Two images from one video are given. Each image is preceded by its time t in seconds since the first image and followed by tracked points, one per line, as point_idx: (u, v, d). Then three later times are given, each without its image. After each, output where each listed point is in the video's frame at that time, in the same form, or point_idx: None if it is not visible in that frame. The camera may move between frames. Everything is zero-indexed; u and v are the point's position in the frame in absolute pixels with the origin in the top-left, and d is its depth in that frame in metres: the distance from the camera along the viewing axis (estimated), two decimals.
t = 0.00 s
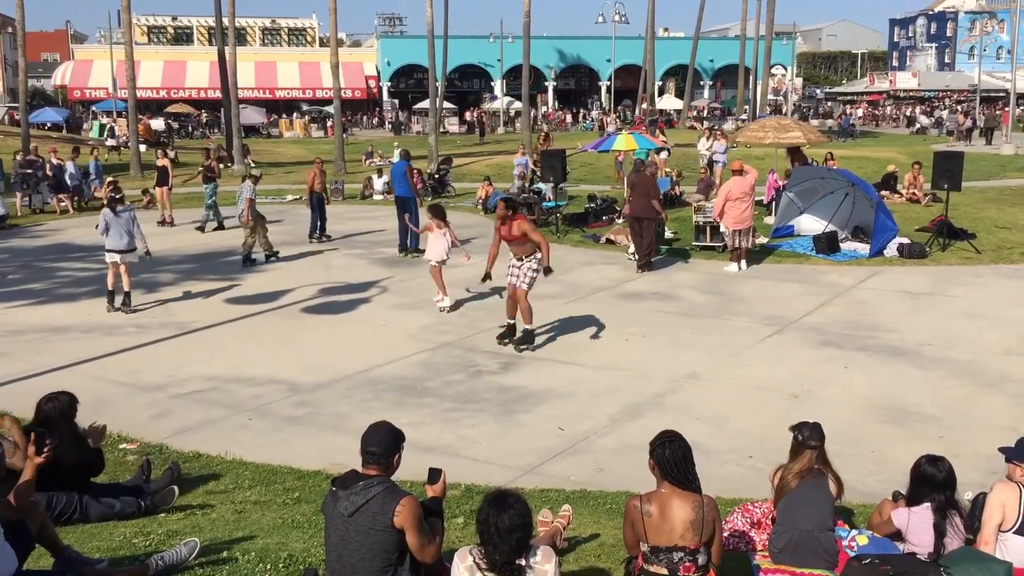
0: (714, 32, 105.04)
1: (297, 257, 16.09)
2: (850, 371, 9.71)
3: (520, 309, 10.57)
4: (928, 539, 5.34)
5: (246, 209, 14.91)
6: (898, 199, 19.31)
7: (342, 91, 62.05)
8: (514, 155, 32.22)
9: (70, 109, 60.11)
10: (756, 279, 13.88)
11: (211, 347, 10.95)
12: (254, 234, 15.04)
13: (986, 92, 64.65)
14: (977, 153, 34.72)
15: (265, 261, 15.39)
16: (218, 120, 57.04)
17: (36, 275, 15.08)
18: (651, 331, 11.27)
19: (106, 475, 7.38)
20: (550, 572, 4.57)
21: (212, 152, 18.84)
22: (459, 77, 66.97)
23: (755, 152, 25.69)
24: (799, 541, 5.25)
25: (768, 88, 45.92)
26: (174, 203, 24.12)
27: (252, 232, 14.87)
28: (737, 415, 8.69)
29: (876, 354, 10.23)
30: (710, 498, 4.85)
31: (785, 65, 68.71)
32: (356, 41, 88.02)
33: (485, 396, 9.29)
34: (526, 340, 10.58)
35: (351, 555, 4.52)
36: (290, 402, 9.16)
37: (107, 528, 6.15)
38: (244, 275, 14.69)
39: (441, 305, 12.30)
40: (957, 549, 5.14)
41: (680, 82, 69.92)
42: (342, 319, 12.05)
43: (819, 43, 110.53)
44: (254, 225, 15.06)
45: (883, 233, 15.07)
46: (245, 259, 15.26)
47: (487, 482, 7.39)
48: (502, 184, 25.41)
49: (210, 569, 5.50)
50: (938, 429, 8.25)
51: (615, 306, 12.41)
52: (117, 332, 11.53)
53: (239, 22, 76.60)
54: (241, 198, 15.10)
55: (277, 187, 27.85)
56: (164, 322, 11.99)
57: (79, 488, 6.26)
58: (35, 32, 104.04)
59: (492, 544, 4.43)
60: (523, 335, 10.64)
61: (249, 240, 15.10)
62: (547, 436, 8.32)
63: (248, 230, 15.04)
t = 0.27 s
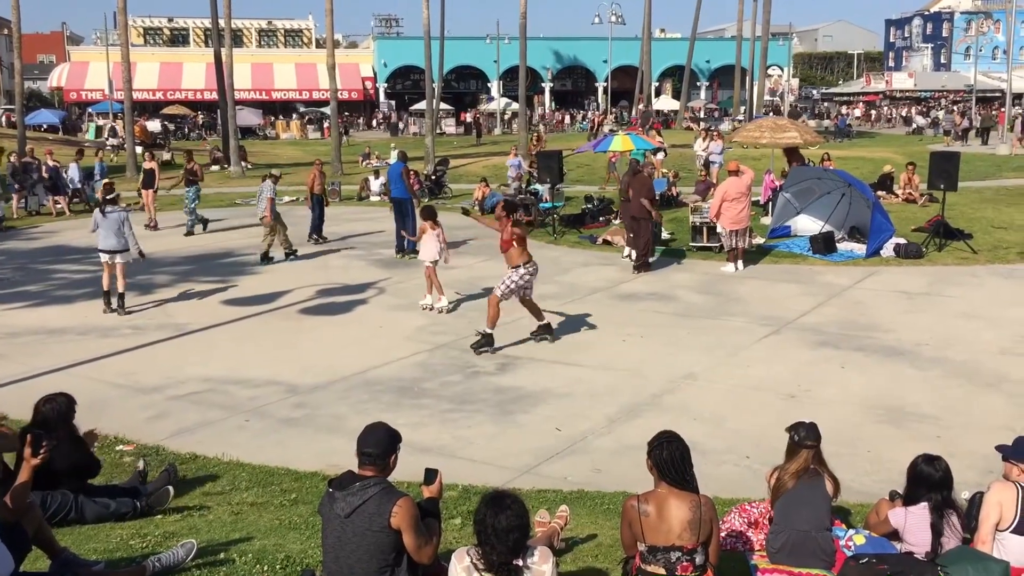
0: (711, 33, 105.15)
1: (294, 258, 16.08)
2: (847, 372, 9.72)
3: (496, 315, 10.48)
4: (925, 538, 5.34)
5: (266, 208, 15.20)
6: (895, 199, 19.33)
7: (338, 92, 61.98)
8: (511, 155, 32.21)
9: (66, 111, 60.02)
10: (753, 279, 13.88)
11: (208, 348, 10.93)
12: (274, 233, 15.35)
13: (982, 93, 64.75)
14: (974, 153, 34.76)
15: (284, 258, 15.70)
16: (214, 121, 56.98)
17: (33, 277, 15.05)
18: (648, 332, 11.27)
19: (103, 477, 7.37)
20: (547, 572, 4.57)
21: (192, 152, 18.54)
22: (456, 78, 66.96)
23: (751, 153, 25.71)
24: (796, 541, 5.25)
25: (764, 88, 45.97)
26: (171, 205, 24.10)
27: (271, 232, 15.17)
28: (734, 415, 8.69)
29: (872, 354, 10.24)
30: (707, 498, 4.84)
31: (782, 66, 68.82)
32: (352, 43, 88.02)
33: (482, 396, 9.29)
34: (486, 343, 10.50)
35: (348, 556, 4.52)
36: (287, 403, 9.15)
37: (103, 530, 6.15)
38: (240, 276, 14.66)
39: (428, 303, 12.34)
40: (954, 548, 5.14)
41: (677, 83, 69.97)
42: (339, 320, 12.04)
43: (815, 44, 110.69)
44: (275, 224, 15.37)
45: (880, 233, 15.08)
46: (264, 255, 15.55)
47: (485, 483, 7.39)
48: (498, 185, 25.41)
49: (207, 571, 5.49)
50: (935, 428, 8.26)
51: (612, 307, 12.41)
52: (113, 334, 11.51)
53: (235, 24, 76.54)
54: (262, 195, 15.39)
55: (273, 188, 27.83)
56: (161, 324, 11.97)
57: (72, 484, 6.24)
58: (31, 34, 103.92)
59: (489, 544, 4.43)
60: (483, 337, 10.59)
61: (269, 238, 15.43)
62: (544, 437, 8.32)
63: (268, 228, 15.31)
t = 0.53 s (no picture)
0: (708, 33, 105.24)
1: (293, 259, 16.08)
2: (846, 372, 9.73)
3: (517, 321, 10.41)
4: (923, 538, 5.33)
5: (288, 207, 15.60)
6: (892, 199, 19.35)
7: (336, 93, 61.95)
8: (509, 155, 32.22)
9: (64, 112, 60.00)
10: (751, 280, 13.89)
11: (206, 349, 10.93)
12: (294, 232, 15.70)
13: (979, 93, 64.82)
14: (971, 153, 34.80)
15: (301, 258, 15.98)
16: (212, 122, 56.94)
17: (31, 279, 15.05)
18: (647, 332, 11.27)
19: (101, 479, 7.36)
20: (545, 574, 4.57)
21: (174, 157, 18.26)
22: (453, 79, 66.99)
23: (749, 153, 25.74)
24: (794, 541, 5.27)
25: (761, 89, 46.03)
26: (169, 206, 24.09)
27: (290, 231, 15.50)
28: (733, 416, 8.70)
29: (871, 354, 10.25)
30: (706, 499, 4.84)
31: (779, 67, 68.91)
32: (350, 44, 88.05)
33: (481, 397, 9.29)
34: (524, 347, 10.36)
35: (347, 558, 4.52)
36: (285, 404, 9.15)
37: (102, 532, 6.14)
38: (239, 278, 14.66)
39: (415, 302, 12.44)
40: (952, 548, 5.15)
41: (674, 84, 70.03)
42: (337, 321, 12.05)
43: (813, 45, 110.85)
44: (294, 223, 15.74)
45: (877, 233, 15.09)
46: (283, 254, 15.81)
47: (484, 484, 7.40)
48: (496, 186, 25.42)
49: (206, 573, 5.49)
50: (933, 428, 8.27)
51: (611, 308, 12.41)
52: (111, 335, 11.50)
53: (232, 25, 76.54)
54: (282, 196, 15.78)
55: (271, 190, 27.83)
56: (159, 325, 11.97)
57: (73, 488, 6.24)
58: (29, 36, 103.90)
59: (488, 546, 4.43)
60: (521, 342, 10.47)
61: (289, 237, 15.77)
62: (542, 438, 8.32)
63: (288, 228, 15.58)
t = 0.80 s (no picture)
0: (708, 31, 105.28)
1: (293, 258, 16.08)
2: (846, 370, 9.72)
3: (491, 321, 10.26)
4: (923, 536, 5.35)
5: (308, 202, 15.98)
6: (892, 197, 19.34)
7: (336, 92, 61.89)
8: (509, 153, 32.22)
9: (63, 112, 59.98)
10: (750, 278, 13.90)
11: (206, 348, 10.93)
12: (314, 227, 15.95)
13: (979, 91, 64.78)
14: (971, 151, 34.81)
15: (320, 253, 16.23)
16: (211, 121, 56.92)
17: (31, 278, 15.05)
18: (646, 331, 11.28)
19: (101, 478, 7.36)
20: (546, 572, 4.57)
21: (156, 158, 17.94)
22: (453, 78, 66.97)
23: (749, 151, 25.75)
24: (794, 539, 5.26)
25: (760, 88, 46.01)
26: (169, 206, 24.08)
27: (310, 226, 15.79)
28: (733, 414, 8.70)
29: (870, 353, 10.25)
30: (706, 497, 4.84)
31: (779, 65, 68.88)
32: (349, 43, 88.03)
33: (481, 396, 9.29)
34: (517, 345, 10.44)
35: (347, 556, 4.52)
36: (285, 403, 9.15)
37: (102, 531, 6.14)
38: (238, 276, 14.66)
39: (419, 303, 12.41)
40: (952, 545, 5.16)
41: (674, 82, 70.02)
42: (337, 320, 12.05)
43: (812, 43, 110.91)
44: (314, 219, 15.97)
45: (877, 232, 15.07)
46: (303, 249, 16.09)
47: (484, 483, 7.40)
48: (496, 184, 25.42)
49: (206, 571, 5.49)
50: (933, 426, 8.27)
51: (610, 306, 12.41)
52: (111, 335, 11.50)
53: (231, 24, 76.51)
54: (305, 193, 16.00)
55: (271, 188, 27.83)
56: (159, 324, 11.97)
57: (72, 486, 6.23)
58: (28, 35, 103.88)
59: (488, 544, 4.43)
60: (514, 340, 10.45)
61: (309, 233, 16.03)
62: (542, 437, 8.32)
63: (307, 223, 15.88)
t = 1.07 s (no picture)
0: (708, 28, 105.26)
1: (293, 257, 16.07)
2: (846, 368, 9.72)
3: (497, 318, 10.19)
4: (925, 534, 5.36)
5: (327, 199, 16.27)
6: (892, 195, 19.33)
7: (336, 90, 61.87)
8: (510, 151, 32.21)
9: (63, 110, 59.95)
10: (750, 276, 13.90)
11: (206, 347, 10.93)
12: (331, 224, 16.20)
13: (979, 88, 64.76)
14: (970, 149, 34.82)
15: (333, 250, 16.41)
16: (212, 119, 56.89)
17: (31, 276, 15.05)
18: (646, 329, 11.28)
19: (102, 477, 7.37)
20: (546, 571, 4.56)
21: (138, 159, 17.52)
22: (453, 76, 66.96)
23: (750, 149, 25.74)
24: (794, 538, 5.26)
25: (760, 85, 46.00)
26: (169, 204, 24.08)
27: (327, 223, 16.06)
28: (733, 412, 8.71)
29: (871, 350, 10.25)
30: (707, 496, 4.84)
31: (779, 62, 68.85)
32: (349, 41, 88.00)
33: (481, 394, 9.29)
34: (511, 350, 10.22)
35: (347, 554, 4.52)
36: (285, 402, 9.15)
37: (102, 530, 6.15)
38: (239, 275, 14.66)
39: (409, 303, 12.34)
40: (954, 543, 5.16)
41: (674, 80, 70.03)
42: (337, 318, 12.05)
43: (812, 41, 110.92)
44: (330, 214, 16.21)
45: (877, 230, 15.06)
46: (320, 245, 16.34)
47: (485, 481, 7.40)
48: (496, 183, 25.41)
49: (207, 570, 5.49)
50: (933, 424, 8.27)
51: (610, 304, 12.41)
52: (111, 333, 11.51)
53: (231, 22, 76.48)
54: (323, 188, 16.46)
55: (271, 187, 27.82)
56: (159, 323, 11.97)
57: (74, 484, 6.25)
58: (27, 33, 103.88)
59: (489, 543, 4.43)
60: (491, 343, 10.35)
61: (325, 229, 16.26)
62: (542, 435, 8.32)
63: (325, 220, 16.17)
